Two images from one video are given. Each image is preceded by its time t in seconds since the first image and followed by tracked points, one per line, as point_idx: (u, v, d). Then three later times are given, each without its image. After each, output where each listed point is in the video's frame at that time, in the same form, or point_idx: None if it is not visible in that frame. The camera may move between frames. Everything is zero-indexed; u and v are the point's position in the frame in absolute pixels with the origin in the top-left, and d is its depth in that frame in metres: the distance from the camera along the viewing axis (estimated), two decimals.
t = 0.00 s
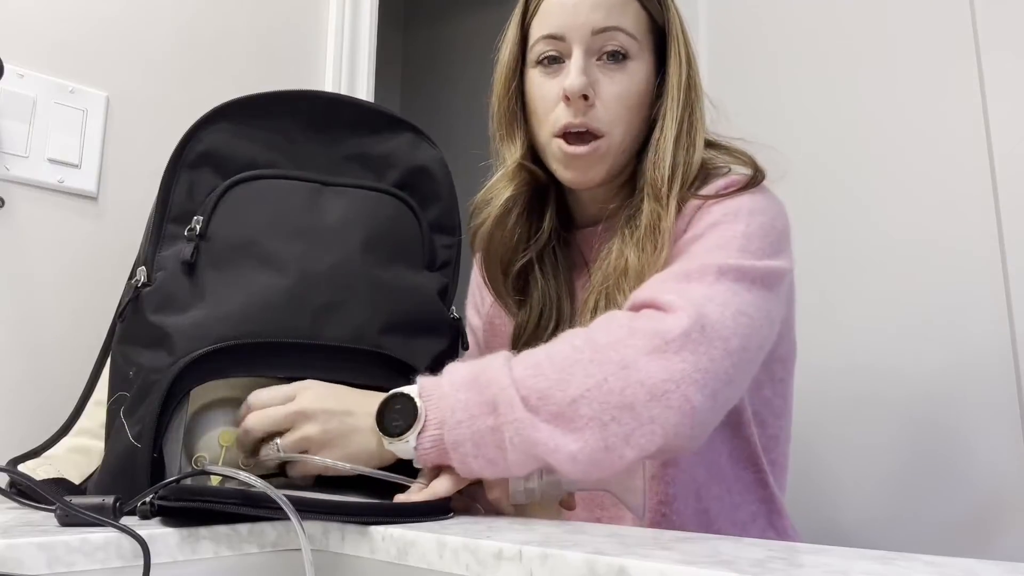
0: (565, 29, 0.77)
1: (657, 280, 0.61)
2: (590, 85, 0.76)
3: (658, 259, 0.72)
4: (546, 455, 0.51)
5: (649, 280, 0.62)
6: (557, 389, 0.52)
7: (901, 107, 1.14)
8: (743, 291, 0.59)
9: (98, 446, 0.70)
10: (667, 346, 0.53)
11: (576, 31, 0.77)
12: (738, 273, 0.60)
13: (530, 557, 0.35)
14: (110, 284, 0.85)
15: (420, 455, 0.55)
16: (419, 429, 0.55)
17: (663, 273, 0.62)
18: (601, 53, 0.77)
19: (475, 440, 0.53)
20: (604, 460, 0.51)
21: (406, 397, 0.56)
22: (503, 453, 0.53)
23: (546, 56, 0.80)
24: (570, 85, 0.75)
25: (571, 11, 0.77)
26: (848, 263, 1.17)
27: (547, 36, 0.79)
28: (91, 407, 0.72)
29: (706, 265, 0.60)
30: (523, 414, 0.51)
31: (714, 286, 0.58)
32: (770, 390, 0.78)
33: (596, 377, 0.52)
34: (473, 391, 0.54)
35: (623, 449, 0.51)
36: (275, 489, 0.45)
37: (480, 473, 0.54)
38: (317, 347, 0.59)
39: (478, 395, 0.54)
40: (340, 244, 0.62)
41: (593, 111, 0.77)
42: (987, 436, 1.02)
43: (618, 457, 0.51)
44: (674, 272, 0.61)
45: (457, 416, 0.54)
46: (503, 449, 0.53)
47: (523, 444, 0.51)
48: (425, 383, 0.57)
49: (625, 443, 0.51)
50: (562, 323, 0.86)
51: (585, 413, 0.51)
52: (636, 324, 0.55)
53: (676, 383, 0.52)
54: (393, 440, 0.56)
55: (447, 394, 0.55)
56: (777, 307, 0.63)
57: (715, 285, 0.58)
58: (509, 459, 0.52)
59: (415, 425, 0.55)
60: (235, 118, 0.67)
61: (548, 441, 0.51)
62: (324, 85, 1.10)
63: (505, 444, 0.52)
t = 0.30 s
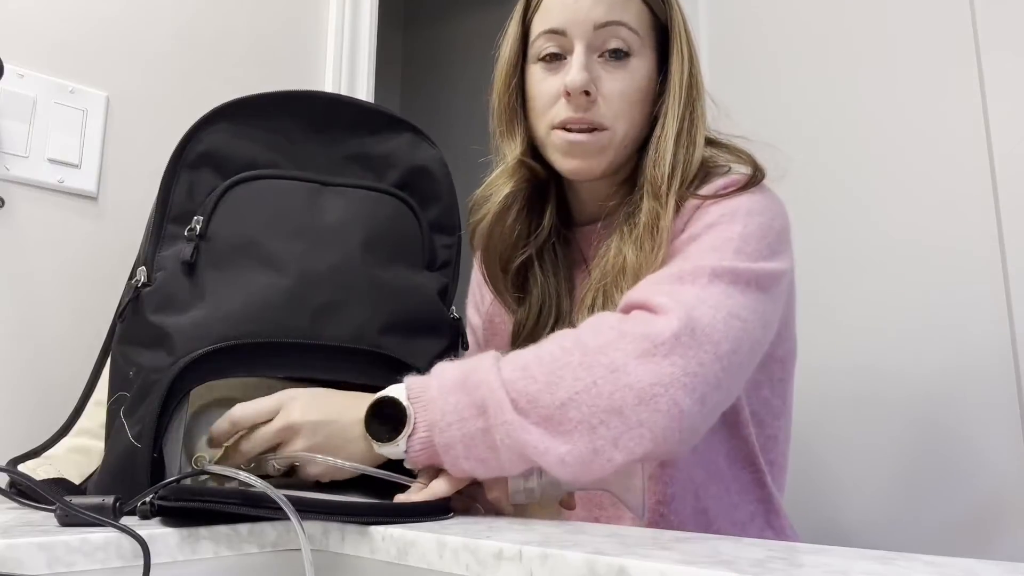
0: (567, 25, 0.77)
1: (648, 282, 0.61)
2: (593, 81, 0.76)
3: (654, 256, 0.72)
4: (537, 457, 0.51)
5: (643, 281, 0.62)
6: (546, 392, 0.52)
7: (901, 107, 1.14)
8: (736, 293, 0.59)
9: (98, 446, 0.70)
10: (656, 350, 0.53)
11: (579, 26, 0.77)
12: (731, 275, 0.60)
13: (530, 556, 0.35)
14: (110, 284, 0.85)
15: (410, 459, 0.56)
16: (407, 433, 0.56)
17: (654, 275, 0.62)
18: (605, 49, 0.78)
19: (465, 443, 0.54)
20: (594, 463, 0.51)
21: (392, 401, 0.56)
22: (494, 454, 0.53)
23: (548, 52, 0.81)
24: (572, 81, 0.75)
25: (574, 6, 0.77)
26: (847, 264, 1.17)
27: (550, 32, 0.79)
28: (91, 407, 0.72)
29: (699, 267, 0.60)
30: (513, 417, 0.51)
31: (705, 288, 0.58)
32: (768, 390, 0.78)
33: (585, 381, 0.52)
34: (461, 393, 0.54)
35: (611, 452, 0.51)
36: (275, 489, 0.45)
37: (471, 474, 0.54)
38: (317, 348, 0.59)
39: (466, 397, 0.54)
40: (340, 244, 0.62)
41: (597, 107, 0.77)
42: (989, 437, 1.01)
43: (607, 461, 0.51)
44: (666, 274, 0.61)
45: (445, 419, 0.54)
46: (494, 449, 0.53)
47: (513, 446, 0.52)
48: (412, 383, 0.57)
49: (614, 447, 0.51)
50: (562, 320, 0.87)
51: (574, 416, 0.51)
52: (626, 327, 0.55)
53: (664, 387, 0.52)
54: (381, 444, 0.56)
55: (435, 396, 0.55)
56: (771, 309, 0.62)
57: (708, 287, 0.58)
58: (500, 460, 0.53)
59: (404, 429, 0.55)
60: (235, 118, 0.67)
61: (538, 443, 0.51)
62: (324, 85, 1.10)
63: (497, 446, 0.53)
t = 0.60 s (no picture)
0: (535, 40, 0.75)
1: (649, 290, 0.60)
2: (556, 99, 0.75)
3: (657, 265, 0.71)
4: (535, 466, 0.51)
5: (645, 287, 0.62)
6: (544, 400, 0.52)
7: (901, 109, 1.14)
8: (739, 300, 0.59)
9: (98, 446, 0.70)
10: (657, 359, 0.53)
11: (545, 41, 0.74)
12: (732, 282, 0.60)
13: (530, 556, 0.35)
14: (110, 285, 0.85)
15: (408, 465, 0.56)
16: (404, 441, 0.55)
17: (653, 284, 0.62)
18: (570, 65, 0.75)
19: (463, 450, 0.53)
20: (593, 470, 0.51)
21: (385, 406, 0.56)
22: (491, 462, 0.53)
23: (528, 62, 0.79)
24: (534, 101, 0.75)
25: (542, 21, 0.75)
26: (847, 266, 1.18)
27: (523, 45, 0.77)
28: (91, 407, 0.72)
29: (702, 274, 0.60)
30: (512, 428, 0.51)
31: (705, 297, 0.58)
32: (769, 395, 0.78)
33: (583, 390, 0.52)
34: (458, 402, 0.54)
35: (609, 462, 0.51)
36: (275, 489, 0.45)
37: (471, 479, 0.55)
38: (316, 348, 0.59)
39: (463, 406, 0.54)
40: (340, 245, 0.62)
41: (560, 125, 0.76)
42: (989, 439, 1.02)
43: (605, 470, 0.51)
44: (665, 282, 0.61)
45: (442, 427, 0.54)
46: (493, 456, 0.53)
47: (511, 456, 0.52)
48: (408, 392, 0.57)
49: (613, 456, 0.51)
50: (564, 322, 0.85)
51: (572, 426, 0.51)
52: (626, 336, 0.55)
53: (664, 397, 0.52)
54: (376, 449, 0.56)
55: (433, 405, 0.55)
56: (771, 317, 0.62)
57: (710, 295, 0.59)
58: (502, 466, 0.53)
59: (400, 437, 0.55)
60: (235, 119, 0.67)
61: (536, 453, 0.51)
62: (324, 85, 1.10)
63: (497, 454, 0.53)
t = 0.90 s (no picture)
0: (558, 35, 0.75)
1: (671, 291, 0.61)
2: (575, 99, 0.75)
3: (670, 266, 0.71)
4: (554, 466, 0.51)
5: (664, 288, 0.62)
6: (567, 400, 0.52)
7: (904, 110, 1.15)
8: (761, 301, 0.60)
9: (98, 446, 0.70)
10: (685, 361, 0.53)
11: (567, 39, 0.74)
12: (755, 283, 0.61)
13: (530, 557, 0.35)
14: (111, 285, 0.85)
15: (426, 458, 0.56)
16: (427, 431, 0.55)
17: (673, 285, 0.62)
18: (592, 64, 0.75)
19: (481, 447, 0.53)
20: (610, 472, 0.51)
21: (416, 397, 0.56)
22: (508, 461, 0.53)
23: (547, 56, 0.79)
24: (552, 99, 0.75)
25: (564, 17, 0.74)
26: (847, 268, 1.18)
27: (543, 39, 0.77)
28: (91, 407, 0.72)
29: (725, 275, 0.60)
30: (531, 427, 0.51)
31: (728, 299, 0.58)
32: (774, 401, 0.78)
33: (609, 390, 0.52)
34: (482, 398, 0.54)
35: (633, 464, 0.51)
36: (275, 489, 0.45)
37: (485, 478, 0.54)
38: (316, 348, 0.59)
39: (486, 402, 0.54)
40: (339, 244, 0.62)
41: (578, 125, 0.76)
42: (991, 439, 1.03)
43: (628, 471, 0.51)
44: (687, 282, 0.61)
45: (464, 424, 0.54)
46: (509, 457, 0.53)
47: (530, 456, 0.52)
48: (434, 385, 0.57)
49: (636, 458, 0.51)
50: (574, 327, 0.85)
51: (595, 426, 0.51)
52: (652, 336, 0.55)
53: (692, 401, 0.52)
54: (398, 440, 0.56)
55: (457, 399, 0.55)
56: (792, 318, 0.63)
57: (732, 295, 0.59)
58: (513, 468, 0.53)
59: (423, 428, 0.55)
60: (235, 118, 0.67)
61: (556, 455, 0.51)
62: (324, 86, 1.10)
63: (512, 454, 0.53)
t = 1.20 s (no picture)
0: (580, 22, 0.76)
1: (674, 287, 0.60)
2: (597, 87, 0.75)
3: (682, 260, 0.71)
4: (561, 464, 0.51)
5: (667, 285, 0.62)
6: (575, 397, 0.52)
7: (905, 109, 1.15)
8: (765, 294, 0.60)
9: (98, 446, 0.70)
10: (693, 356, 0.53)
11: (591, 25, 0.75)
12: (759, 276, 0.61)
13: (530, 557, 0.35)
14: (111, 285, 0.85)
15: (436, 458, 0.56)
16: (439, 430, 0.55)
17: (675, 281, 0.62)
18: (615, 52, 0.76)
19: (488, 445, 0.53)
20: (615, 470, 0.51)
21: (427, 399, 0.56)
22: (514, 459, 0.53)
23: (564, 44, 0.80)
24: (575, 85, 0.75)
25: (588, 5, 0.76)
26: (847, 267, 1.18)
27: (563, 26, 0.78)
28: (91, 407, 0.72)
29: (727, 269, 0.60)
30: (536, 425, 0.51)
31: (733, 293, 0.58)
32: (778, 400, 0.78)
33: (617, 386, 0.52)
34: (491, 395, 0.54)
35: (641, 460, 0.51)
36: (275, 489, 0.45)
37: (490, 477, 0.54)
38: (316, 347, 0.59)
39: (495, 400, 0.53)
40: (340, 244, 0.62)
41: (598, 114, 0.76)
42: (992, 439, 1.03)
43: (636, 467, 0.52)
44: (690, 278, 0.61)
45: (472, 421, 0.53)
46: (515, 456, 0.53)
47: (537, 454, 0.51)
48: (445, 385, 0.57)
49: (644, 454, 0.51)
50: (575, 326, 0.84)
51: (602, 423, 0.51)
52: (660, 332, 0.55)
53: (701, 396, 0.52)
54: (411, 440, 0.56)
55: (467, 396, 0.54)
56: (795, 311, 0.63)
57: (737, 289, 0.59)
58: (519, 469, 0.53)
59: (435, 427, 0.55)
60: (235, 119, 0.67)
61: (561, 452, 0.51)
62: (324, 86, 1.10)
63: (519, 452, 0.52)
